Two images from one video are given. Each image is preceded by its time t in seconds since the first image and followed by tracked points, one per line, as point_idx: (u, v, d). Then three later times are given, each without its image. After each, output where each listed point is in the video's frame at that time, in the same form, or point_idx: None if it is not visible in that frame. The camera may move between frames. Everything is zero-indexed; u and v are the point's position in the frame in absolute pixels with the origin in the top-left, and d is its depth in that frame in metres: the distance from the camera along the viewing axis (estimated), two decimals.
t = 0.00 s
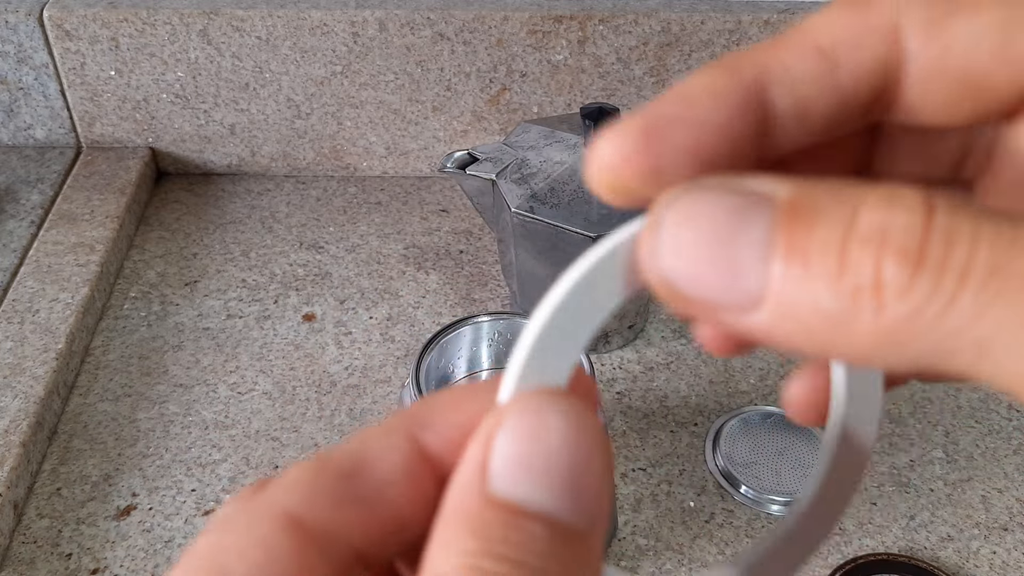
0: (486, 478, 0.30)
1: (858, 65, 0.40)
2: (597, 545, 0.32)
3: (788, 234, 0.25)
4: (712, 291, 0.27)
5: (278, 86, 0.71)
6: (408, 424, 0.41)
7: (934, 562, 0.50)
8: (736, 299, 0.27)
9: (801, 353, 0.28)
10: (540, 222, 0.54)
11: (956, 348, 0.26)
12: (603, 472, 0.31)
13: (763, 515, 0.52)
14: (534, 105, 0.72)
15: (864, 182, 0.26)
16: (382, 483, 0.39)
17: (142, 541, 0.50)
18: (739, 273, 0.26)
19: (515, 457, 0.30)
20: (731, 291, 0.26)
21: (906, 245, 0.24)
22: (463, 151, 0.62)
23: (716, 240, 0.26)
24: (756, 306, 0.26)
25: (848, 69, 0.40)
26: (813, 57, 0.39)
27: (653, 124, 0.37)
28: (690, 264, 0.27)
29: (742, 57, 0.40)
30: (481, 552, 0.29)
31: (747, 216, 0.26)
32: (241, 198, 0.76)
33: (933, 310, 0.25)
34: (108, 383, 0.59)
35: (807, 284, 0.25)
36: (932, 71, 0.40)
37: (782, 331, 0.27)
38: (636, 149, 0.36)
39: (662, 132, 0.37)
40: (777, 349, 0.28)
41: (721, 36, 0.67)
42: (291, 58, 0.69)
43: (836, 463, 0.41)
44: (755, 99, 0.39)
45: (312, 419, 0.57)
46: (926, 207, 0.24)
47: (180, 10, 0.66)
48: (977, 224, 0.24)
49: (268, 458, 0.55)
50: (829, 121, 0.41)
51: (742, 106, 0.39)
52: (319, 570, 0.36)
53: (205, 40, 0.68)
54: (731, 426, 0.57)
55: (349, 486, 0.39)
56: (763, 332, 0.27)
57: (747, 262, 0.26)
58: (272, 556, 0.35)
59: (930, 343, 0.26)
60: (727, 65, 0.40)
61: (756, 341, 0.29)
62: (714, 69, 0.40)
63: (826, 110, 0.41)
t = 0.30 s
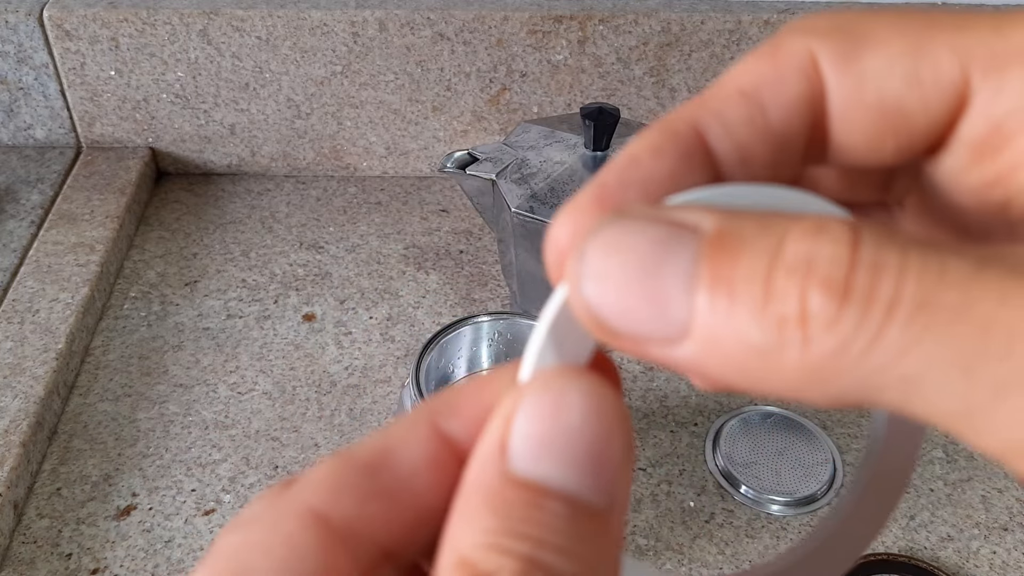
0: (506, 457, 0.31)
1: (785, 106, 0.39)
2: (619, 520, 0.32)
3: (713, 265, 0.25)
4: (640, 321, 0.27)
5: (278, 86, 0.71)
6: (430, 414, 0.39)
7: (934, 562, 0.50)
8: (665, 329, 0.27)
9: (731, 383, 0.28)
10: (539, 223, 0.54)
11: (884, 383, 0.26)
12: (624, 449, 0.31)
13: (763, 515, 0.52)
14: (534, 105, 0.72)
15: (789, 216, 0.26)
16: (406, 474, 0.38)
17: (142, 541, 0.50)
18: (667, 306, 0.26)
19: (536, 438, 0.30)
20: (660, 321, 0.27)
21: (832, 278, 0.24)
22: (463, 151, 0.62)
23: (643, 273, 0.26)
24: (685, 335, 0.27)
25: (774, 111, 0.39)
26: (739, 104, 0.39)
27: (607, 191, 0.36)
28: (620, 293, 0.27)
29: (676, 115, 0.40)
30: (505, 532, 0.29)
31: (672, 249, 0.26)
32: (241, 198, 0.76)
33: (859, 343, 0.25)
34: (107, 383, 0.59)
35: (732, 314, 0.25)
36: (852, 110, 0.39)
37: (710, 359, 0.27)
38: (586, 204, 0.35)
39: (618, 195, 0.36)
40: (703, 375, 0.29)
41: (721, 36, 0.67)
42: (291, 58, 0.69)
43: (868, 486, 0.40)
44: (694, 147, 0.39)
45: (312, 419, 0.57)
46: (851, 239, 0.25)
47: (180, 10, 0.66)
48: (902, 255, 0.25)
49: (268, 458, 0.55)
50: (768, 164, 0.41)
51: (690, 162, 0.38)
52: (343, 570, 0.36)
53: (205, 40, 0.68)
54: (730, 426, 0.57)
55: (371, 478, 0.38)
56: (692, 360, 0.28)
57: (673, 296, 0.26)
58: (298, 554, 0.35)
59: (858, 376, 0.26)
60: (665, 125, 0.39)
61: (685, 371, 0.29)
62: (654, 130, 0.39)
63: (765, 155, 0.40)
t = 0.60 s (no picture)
0: (431, 437, 0.30)
1: (810, 92, 0.41)
2: (551, 493, 0.31)
3: (757, 205, 0.26)
4: (681, 264, 0.27)
5: (278, 86, 0.71)
6: (359, 397, 0.42)
7: (934, 562, 0.50)
8: (707, 271, 0.27)
9: (773, 331, 0.28)
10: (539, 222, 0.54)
11: (931, 315, 0.26)
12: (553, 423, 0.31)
13: (763, 514, 0.52)
14: (534, 105, 0.72)
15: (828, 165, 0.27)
16: (335, 458, 0.41)
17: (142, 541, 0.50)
18: (709, 248, 0.27)
19: (460, 415, 0.30)
20: (703, 262, 0.27)
21: (879, 212, 0.25)
22: (463, 151, 0.62)
23: (684, 217, 0.27)
24: (728, 276, 0.27)
25: (799, 93, 0.41)
26: (765, 87, 0.41)
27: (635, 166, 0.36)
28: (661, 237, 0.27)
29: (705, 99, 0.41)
30: (429, 513, 0.28)
31: (713, 193, 0.26)
32: (241, 198, 0.76)
33: (906, 275, 0.25)
34: (107, 383, 0.59)
35: (777, 248, 0.26)
36: (873, 92, 0.40)
37: (753, 300, 0.27)
38: (619, 176, 0.34)
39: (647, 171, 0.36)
40: (744, 325, 0.29)
41: (721, 36, 0.67)
42: (291, 58, 0.69)
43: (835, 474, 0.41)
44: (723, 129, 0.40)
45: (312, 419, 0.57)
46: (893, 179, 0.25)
47: (180, 10, 0.66)
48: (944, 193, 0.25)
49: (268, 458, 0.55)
50: (794, 152, 0.42)
51: (718, 138, 0.39)
52: (272, 559, 0.39)
53: (205, 40, 0.68)
54: (730, 426, 0.57)
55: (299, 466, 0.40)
56: (734, 304, 0.28)
57: (716, 239, 0.26)
58: (223, 550, 0.38)
59: (902, 311, 0.26)
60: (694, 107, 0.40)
61: (725, 320, 0.29)
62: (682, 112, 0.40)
63: (792, 137, 0.41)
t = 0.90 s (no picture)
0: (341, 446, 0.31)
1: (847, 81, 0.42)
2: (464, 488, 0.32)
3: (798, 171, 0.28)
4: (723, 224, 0.30)
5: (278, 86, 0.71)
6: (275, 413, 0.42)
7: (934, 562, 0.50)
8: (747, 231, 0.29)
9: (809, 294, 0.30)
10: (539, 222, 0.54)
11: (960, 283, 0.27)
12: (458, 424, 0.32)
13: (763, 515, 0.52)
14: (534, 105, 0.72)
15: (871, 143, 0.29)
16: (253, 476, 0.41)
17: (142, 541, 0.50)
18: (751, 209, 0.29)
19: (366, 420, 0.31)
20: (744, 222, 0.29)
21: (912, 179, 0.26)
22: (463, 151, 0.62)
23: (730, 178, 0.29)
24: (766, 237, 0.29)
25: (836, 82, 0.42)
26: (802, 75, 0.42)
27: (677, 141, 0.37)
28: (705, 202, 0.30)
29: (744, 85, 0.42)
30: (339, 520, 0.29)
31: (757, 161, 0.28)
32: (241, 198, 0.76)
33: (934, 241, 0.27)
34: (107, 383, 0.59)
35: (814, 210, 0.27)
36: (906, 83, 0.41)
37: (789, 261, 0.29)
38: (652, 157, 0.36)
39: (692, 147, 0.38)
40: (783, 288, 0.31)
41: (721, 36, 0.67)
42: (291, 58, 0.69)
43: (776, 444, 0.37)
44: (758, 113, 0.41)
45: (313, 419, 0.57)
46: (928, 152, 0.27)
47: (180, 10, 0.66)
48: (979, 166, 0.27)
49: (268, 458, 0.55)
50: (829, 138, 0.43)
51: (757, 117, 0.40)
52: None
53: (205, 40, 0.68)
54: (731, 426, 0.57)
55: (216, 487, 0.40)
56: (773, 264, 0.29)
57: (758, 200, 0.28)
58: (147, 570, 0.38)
59: (933, 277, 0.28)
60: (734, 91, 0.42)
61: (764, 281, 0.31)
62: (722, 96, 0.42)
63: (827, 124, 0.42)
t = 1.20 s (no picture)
0: (290, 453, 0.31)
1: (867, 139, 0.43)
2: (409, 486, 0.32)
3: (819, 267, 0.28)
4: (748, 315, 0.30)
5: (278, 86, 0.71)
6: (226, 432, 0.41)
7: (934, 562, 0.50)
8: (771, 324, 0.29)
9: (832, 383, 0.30)
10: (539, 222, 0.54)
11: (976, 377, 0.27)
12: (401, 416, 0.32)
13: (763, 515, 0.52)
14: (534, 105, 0.72)
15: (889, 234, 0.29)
16: (211, 492, 0.40)
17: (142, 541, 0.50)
18: (776, 302, 0.29)
19: (316, 426, 0.31)
20: (767, 314, 0.29)
21: (925, 277, 0.27)
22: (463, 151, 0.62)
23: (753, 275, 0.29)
24: (789, 330, 0.29)
25: (856, 140, 0.43)
26: (825, 133, 0.44)
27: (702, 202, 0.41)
28: (730, 293, 0.30)
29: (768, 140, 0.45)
30: (292, 523, 0.30)
31: (780, 256, 0.29)
32: (241, 198, 0.76)
33: (950, 337, 0.27)
34: (107, 383, 0.59)
35: (835, 307, 0.28)
36: (923, 144, 0.43)
37: (813, 354, 0.29)
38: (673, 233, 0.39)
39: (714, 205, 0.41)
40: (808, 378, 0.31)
41: (721, 36, 0.67)
42: (291, 58, 0.69)
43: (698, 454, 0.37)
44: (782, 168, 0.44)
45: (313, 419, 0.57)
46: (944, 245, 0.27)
47: (180, 10, 0.66)
48: (992, 259, 0.27)
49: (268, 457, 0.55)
50: (846, 190, 0.45)
51: (776, 175, 0.43)
52: None
53: (205, 40, 0.68)
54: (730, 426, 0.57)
55: (173, 505, 0.39)
56: (797, 356, 0.30)
57: (781, 293, 0.29)
58: None
59: (951, 374, 0.28)
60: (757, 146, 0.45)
61: (791, 370, 0.31)
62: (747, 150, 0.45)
63: (844, 180, 0.44)
